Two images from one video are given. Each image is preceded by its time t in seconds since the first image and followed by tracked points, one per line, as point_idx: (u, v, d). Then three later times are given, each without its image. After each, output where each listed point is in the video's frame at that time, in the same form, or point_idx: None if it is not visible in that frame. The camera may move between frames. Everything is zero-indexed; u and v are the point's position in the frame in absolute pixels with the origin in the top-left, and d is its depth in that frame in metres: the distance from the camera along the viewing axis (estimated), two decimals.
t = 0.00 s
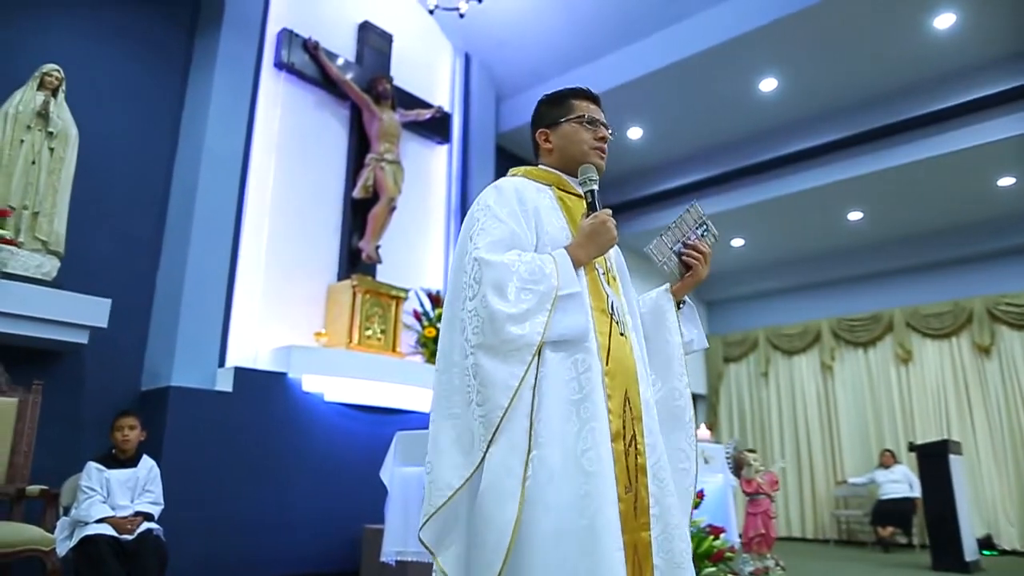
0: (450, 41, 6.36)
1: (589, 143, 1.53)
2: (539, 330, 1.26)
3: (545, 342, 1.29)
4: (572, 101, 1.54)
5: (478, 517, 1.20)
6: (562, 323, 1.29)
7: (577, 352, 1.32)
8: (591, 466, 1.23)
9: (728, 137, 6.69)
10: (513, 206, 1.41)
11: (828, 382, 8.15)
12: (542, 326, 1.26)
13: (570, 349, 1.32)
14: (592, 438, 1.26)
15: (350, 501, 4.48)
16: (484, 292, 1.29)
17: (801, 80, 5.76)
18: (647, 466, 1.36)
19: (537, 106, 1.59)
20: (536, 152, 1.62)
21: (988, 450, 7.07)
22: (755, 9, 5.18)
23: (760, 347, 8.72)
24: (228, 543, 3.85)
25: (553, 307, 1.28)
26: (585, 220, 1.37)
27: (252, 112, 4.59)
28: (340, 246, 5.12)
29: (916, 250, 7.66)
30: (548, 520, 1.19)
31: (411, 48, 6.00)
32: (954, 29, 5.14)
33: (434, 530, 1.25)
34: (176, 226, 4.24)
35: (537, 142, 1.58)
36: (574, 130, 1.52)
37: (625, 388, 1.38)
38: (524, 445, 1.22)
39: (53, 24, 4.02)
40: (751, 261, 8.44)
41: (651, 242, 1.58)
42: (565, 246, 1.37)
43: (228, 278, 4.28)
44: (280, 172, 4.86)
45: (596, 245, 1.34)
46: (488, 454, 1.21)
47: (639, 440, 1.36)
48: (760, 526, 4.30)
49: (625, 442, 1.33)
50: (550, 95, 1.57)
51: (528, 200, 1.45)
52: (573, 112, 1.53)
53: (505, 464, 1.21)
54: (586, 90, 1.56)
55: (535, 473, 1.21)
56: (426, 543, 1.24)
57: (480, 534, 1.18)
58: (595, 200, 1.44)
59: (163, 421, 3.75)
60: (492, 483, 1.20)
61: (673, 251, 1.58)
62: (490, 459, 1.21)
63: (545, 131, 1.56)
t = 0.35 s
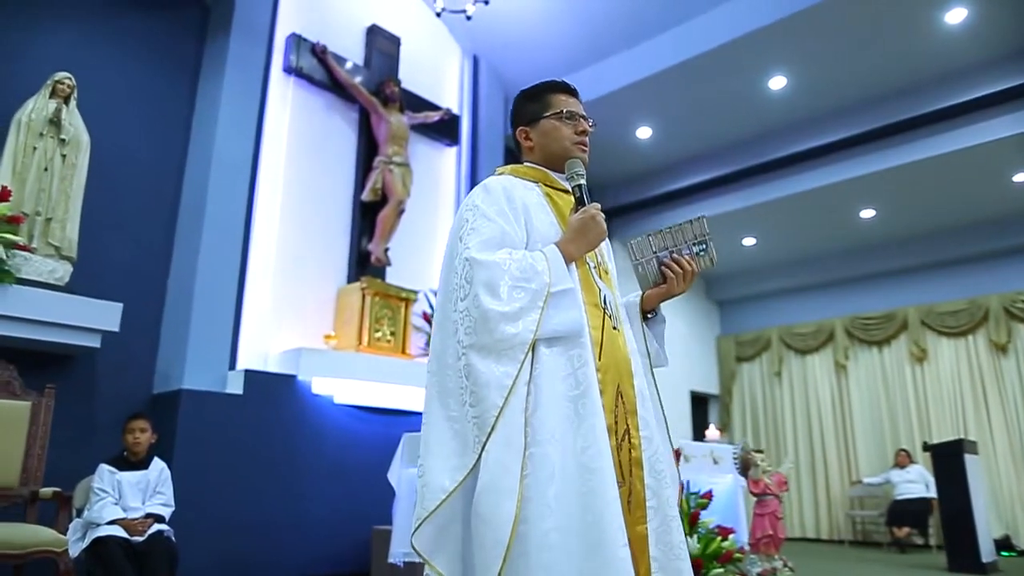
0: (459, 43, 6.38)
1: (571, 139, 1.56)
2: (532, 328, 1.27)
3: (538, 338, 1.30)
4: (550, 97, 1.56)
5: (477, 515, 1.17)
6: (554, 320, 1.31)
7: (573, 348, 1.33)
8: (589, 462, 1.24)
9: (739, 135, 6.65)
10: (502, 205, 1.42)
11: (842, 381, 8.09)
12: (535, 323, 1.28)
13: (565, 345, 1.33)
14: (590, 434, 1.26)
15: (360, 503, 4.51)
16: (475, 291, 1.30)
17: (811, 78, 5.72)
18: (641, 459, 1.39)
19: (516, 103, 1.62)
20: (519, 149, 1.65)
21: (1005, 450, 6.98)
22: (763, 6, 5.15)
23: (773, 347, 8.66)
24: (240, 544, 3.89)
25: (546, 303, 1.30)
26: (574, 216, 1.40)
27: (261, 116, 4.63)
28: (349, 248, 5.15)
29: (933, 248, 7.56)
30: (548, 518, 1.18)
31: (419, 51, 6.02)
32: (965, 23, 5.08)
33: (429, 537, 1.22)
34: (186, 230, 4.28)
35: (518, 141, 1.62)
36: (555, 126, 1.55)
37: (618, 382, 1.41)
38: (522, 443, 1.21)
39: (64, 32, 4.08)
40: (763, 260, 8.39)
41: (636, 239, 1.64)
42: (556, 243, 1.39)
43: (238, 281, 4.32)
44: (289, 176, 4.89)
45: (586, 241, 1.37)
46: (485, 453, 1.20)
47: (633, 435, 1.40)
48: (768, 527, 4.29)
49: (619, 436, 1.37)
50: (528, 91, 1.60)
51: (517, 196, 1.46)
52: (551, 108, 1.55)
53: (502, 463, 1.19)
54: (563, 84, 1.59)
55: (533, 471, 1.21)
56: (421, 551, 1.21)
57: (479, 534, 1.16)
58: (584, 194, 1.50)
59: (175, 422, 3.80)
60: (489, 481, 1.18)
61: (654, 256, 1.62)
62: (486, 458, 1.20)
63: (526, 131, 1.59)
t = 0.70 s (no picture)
0: (467, 45, 6.39)
1: (560, 138, 1.63)
2: (512, 325, 1.34)
3: (520, 335, 1.37)
4: (541, 95, 1.64)
5: (454, 514, 1.24)
6: (535, 318, 1.37)
7: (555, 346, 1.40)
8: (568, 460, 1.29)
9: (748, 135, 6.61)
10: (485, 203, 1.52)
11: (856, 380, 8.02)
12: (515, 320, 1.34)
13: (548, 343, 1.40)
14: (568, 432, 1.32)
15: (369, 504, 4.54)
16: (455, 289, 1.38)
17: (820, 76, 5.68)
18: (625, 459, 1.46)
19: (508, 99, 1.69)
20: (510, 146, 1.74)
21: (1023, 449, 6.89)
22: (771, 4, 5.12)
23: (786, 346, 8.61)
24: (250, 545, 3.92)
25: (527, 301, 1.37)
26: (560, 211, 1.46)
27: (270, 121, 4.67)
28: (359, 251, 5.17)
29: (941, 247, 7.51)
30: (526, 518, 1.25)
31: (427, 53, 6.05)
32: (976, 18, 5.03)
33: (407, 534, 1.29)
34: (196, 235, 4.33)
35: (509, 136, 1.70)
36: (544, 125, 1.62)
37: (603, 380, 1.49)
38: (500, 442, 1.28)
39: (74, 40, 4.13)
40: (775, 259, 8.34)
41: (628, 234, 1.69)
42: (539, 239, 1.47)
43: (248, 285, 4.36)
44: (298, 179, 4.93)
45: (568, 237, 1.44)
46: (463, 451, 1.27)
47: (617, 434, 1.46)
48: (774, 528, 4.30)
49: (602, 435, 1.43)
50: (521, 88, 1.68)
51: (500, 196, 1.55)
52: (542, 107, 1.63)
53: (481, 462, 1.26)
54: (555, 83, 1.67)
55: (513, 470, 1.28)
56: (399, 546, 1.28)
57: (457, 531, 1.23)
58: (568, 191, 1.56)
59: (185, 426, 3.83)
60: (467, 479, 1.25)
61: (646, 251, 1.66)
62: (465, 456, 1.27)
63: (517, 127, 1.67)
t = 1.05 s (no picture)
0: (473, 46, 6.39)
1: (549, 139, 1.65)
2: (495, 329, 1.38)
3: (503, 338, 1.41)
4: (530, 95, 1.66)
5: (437, 516, 1.29)
6: (519, 321, 1.41)
7: (538, 349, 1.44)
8: (548, 463, 1.33)
9: (756, 134, 6.58)
10: (470, 207, 1.55)
11: (867, 379, 7.96)
12: (497, 325, 1.38)
13: (531, 346, 1.44)
14: (549, 434, 1.36)
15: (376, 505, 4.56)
16: (437, 293, 1.42)
17: (827, 74, 5.65)
18: (611, 461, 1.49)
19: (498, 98, 1.71)
20: (500, 145, 1.76)
21: None
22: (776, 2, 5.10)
23: (796, 346, 8.55)
24: (258, 545, 3.96)
25: (510, 305, 1.40)
26: (547, 212, 1.49)
27: (277, 126, 4.71)
28: (366, 253, 5.21)
29: (946, 245, 7.48)
30: (507, 520, 1.30)
31: (433, 56, 6.07)
32: (985, 14, 4.98)
33: (392, 534, 1.34)
34: (205, 239, 4.37)
35: (498, 136, 1.71)
36: (534, 126, 1.64)
37: (589, 381, 1.51)
38: (482, 445, 1.32)
39: (83, 48, 4.19)
40: (785, 258, 8.29)
41: (617, 234, 1.69)
42: (524, 242, 1.50)
43: (256, 288, 4.39)
44: (305, 183, 4.96)
45: (553, 239, 1.46)
46: (445, 454, 1.32)
47: (603, 435, 1.50)
48: (778, 529, 4.19)
49: (587, 437, 1.46)
50: (511, 88, 1.69)
51: (485, 199, 1.58)
52: (531, 107, 1.64)
53: (463, 464, 1.31)
54: (545, 83, 1.68)
55: (495, 472, 1.33)
56: (384, 547, 1.32)
57: (439, 532, 1.28)
58: (554, 193, 1.59)
59: (194, 429, 3.87)
60: (450, 482, 1.30)
61: (637, 250, 1.67)
62: (447, 460, 1.31)
63: (506, 127, 1.68)
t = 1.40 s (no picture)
0: (480, 49, 6.41)
1: (542, 140, 1.66)
2: (487, 332, 1.38)
3: (495, 342, 1.42)
4: (522, 98, 1.67)
5: (429, 519, 1.30)
6: (511, 325, 1.42)
7: (530, 352, 1.45)
8: (540, 466, 1.34)
9: (765, 133, 6.55)
10: (463, 211, 1.56)
11: (880, 379, 7.90)
12: (489, 328, 1.39)
13: (523, 349, 1.45)
14: (540, 438, 1.36)
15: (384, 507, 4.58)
16: (429, 297, 1.43)
17: (835, 72, 5.62)
18: (604, 463, 1.49)
19: (492, 102, 1.72)
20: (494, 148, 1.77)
21: None
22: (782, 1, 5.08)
23: (808, 346, 8.50)
24: (266, 547, 3.99)
25: (502, 308, 1.41)
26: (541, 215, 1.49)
27: (284, 130, 4.75)
28: (374, 255, 5.24)
29: (953, 245, 7.45)
30: (499, 523, 1.31)
31: (441, 59, 6.09)
32: (994, 9, 4.94)
33: (385, 536, 1.35)
34: (214, 243, 4.41)
35: (491, 139, 1.73)
36: (526, 128, 1.65)
37: (581, 384, 1.52)
38: (475, 449, 1.33)
39: (94, 56, 4.25)
40: (796, 257, 8.24)
41: (612, 237, 1.66)
42: (517, 246, 1.51)
43: (264, 291, 4.43)
44: (313, 186, 5.00)
45: (546, 242, 1.47)
46: (437, 457, 1.33)
47: (596, 437, 1.50)
48: (784, 530, 4.20)
49: (579, 439, 1.47)
50: (504, 91, 1.70)
51: (478, 202, 1.59)
52: (523, 110, 1.65)
53: (455, 467, 1.32)
54: (537, 86, 1.69)
55: (487, 475, 1.33)
56: (377, 549, 1.34)
57: (431, 535, 1.29)
58: (548, 196, 1.60)
59: (203, 432, 3.91)
60: (442, 485, 1.31)
61: (632, 253, 1.66)
62: (440, 463, 1.32)
63: (499, 130, 1.69)
